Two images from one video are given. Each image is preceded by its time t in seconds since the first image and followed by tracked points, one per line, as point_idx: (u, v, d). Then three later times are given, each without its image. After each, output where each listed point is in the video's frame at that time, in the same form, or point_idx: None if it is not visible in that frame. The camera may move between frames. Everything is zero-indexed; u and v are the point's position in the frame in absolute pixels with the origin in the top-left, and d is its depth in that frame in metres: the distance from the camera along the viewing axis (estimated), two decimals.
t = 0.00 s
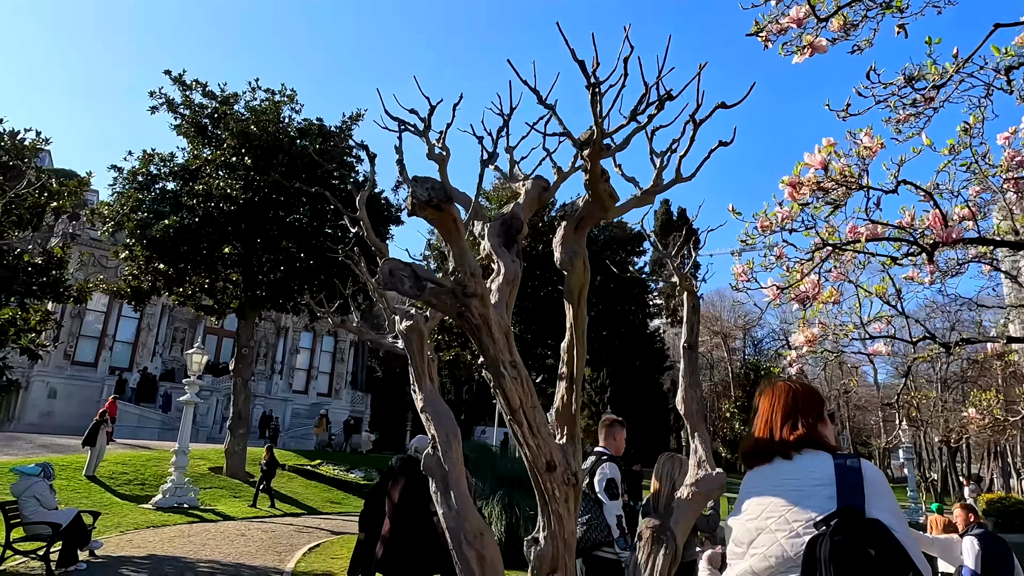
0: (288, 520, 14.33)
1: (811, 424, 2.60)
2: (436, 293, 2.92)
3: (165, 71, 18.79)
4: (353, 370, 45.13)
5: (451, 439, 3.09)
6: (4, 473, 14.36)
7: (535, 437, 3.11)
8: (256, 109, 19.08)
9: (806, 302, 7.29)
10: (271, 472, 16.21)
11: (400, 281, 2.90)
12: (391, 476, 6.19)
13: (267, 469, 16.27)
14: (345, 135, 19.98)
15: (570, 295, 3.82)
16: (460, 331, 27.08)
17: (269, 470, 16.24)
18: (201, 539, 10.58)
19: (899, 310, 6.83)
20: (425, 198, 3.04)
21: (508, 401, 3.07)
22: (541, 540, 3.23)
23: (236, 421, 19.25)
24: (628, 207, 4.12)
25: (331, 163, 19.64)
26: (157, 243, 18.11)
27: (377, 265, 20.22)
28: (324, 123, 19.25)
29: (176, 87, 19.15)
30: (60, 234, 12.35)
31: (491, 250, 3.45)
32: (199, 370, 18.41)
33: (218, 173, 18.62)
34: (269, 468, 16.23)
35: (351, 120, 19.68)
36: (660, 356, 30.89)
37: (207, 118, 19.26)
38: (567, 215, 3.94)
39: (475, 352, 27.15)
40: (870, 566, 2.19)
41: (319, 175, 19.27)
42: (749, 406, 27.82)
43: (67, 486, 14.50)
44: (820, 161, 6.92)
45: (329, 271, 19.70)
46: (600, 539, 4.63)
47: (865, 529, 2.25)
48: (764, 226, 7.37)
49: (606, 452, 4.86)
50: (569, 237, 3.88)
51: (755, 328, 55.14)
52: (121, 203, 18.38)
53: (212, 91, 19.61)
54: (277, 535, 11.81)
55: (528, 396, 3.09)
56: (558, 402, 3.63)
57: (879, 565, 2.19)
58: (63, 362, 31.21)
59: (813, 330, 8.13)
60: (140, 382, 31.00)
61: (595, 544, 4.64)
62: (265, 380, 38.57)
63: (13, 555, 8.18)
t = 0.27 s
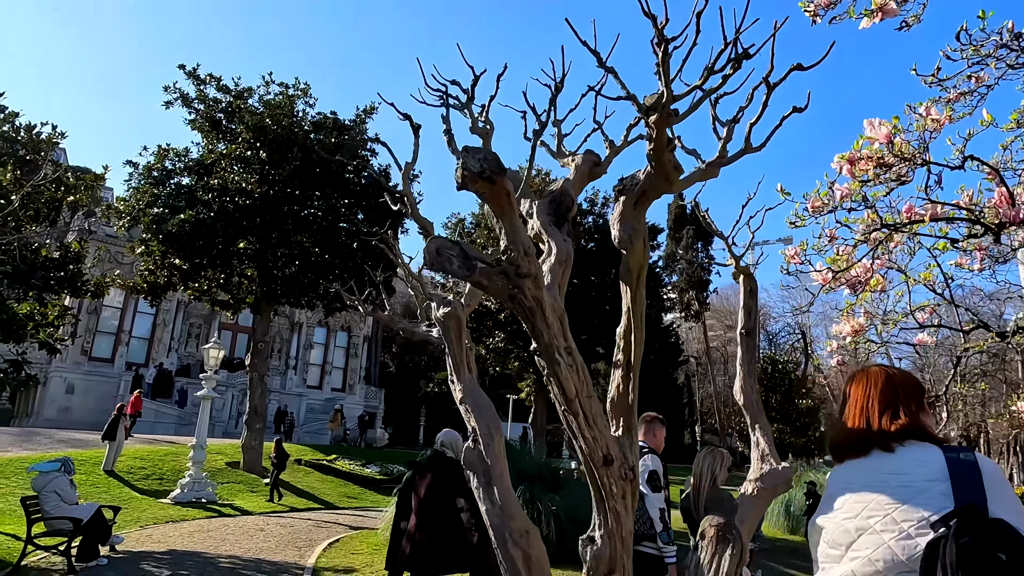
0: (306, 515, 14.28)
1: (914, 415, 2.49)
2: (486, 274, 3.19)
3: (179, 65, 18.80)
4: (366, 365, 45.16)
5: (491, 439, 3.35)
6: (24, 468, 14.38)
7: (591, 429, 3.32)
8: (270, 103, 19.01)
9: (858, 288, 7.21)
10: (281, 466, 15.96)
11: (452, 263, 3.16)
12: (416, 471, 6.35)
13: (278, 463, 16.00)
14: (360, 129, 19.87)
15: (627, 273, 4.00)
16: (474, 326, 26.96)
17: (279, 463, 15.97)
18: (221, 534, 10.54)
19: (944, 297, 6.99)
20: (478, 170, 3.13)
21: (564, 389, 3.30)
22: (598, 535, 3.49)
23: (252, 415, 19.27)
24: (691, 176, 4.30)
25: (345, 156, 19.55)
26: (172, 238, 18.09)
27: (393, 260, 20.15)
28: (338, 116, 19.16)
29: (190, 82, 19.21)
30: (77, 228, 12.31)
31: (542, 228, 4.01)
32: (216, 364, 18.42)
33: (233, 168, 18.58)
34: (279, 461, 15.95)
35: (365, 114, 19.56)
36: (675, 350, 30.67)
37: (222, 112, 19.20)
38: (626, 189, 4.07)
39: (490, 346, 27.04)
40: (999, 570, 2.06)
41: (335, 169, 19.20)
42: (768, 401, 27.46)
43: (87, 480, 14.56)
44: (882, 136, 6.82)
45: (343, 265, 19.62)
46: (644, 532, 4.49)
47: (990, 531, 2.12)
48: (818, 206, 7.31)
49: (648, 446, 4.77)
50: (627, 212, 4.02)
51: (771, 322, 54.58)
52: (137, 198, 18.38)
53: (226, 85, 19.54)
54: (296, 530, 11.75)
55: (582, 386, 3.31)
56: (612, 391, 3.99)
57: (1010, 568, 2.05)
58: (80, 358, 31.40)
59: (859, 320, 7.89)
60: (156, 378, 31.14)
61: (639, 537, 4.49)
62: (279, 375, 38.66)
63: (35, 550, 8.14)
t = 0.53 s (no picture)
0: (323, 511, 14.24)
1: None
2: (533, 263, 3.24)
3: (192, 61, 18.75)
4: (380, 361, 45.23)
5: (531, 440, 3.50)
6: (42, 464, 14.42)
7: (647, 432, 3.35)
8: (284, 98, 18.94)
9: (910, 278, 7.14)
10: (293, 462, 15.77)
11: (497, 250, 3.26)
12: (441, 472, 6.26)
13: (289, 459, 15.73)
14: (373, 123, 19.78)
15: (686, 260, 3.78)
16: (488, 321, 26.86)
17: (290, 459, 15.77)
18: (239, 531, 10.47)
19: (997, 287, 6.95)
20: (530, 147, 3.14)
21: (622, 390, 3.31)
22: (657, 544, 3.50)
23: (268, 411, 19.27)
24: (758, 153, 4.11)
25: (359, 151, 19.46)
26: (187, 234, 18.07)
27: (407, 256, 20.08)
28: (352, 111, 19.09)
29: (203, 78, 19.16)
30: (93, 224, 12.30)
31: (589, 214, 4.01)
32: (232, 361, 18.41)
33: (248, 163, 18.54)
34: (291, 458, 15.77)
35: (378, 108, 19.48)
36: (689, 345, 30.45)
37: (235, 107, 19.15)
38: (687, 170, 3.86)
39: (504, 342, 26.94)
40: None
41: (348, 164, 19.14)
42: (785, 396, 27.21)
43: (105, 477, 14.59)
44: (949, 112, 6.60)
45: (357, 260, 19.52)
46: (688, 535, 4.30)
47: None
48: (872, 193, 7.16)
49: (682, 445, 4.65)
50: (687, 194, 3.84)
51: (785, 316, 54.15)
52: (151, 194, 18.37)
53: (239, 80, 19.49)
54: (314, 527, 11.69)
55: (639, 387, 3.32)
56: (670, 388, 3.87)
57: None
58: (96, 355, 31.58)
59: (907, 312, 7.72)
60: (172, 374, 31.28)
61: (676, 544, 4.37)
62: (293, 371, 38.77)
63: (55, 547, 8.09)
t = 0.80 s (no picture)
0: (340, 507, 14.21)
1: None
2: (588, 243, 3.18)
3: (206, 56, 18.69)
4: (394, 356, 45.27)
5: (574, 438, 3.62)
6: (62, 459, 14.48)
7: (708, 426, 3.28)
8: (298, 92, 18.85)
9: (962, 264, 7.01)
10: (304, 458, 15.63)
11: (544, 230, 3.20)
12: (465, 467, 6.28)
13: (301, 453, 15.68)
14: (387, 117, 19.66)
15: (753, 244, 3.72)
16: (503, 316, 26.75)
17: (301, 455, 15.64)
18: (258, 526, 10.42)
19: None
20: (587, 117, 3.06)
21: (681, 380, 3.27)
22: (717, 545, 3.40)
23: (284, 407, 19.28)
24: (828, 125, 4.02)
25: (372, 146, 19.36)
26: (203, 230, 18.08)
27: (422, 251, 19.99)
28: (366, 105, 18.98)
29: (217, 73, 19.10)
30: (110, 220, 12.27)
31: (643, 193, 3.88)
32: (249, 356, 18.41)
33: (262, 158, 18.49)
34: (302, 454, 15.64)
35: (392, 101, 19.37)
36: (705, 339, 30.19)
37: (249, 102, 19.08)
38: (753, 142, 3.79)
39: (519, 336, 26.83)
40: None
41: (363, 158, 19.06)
42: (803, 390, 26.93)
43: (124, 473, 14.62)
44: (1020, 88, 6.31)
45: (372, 255, 19.46)
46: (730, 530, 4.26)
47: None
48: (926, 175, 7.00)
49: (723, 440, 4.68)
50: (752, 169, 3.79)
51: (801, 309, 53.63)
52: (167, 190, 18.36)
53: (253, 75, 19.42)
54: (333, 523, 11.63)
55: (699, 377, 3.29)
56: (730, 379, 3.77)
57: None
58: (114, 351, 31.79)
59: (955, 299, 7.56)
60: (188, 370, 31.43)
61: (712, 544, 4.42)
62: (308, 366, 38.88)
63: (76, 543, 8.08)
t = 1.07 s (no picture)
0: (359, 502, 14.17)
1: None
2: (660, 221, 3.05)
3: (221, 51, 18.63)
4: (408, 352, 45.33)
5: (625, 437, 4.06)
6: (82, 456, 14.52)
7: (787, 420, 3.32)
8: (312, 86, 18.74)
9: None
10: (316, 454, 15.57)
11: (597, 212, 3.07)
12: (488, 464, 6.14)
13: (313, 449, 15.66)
14: (401, 111, 19.54)
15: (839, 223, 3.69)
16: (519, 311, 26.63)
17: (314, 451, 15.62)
18: (278, 523, 10.35)
19: None
20: (664, 78, 2.99)
21: (761, 370, 3.26)
22: (793, 528, 3.56)
23: (301, 403, 19.26)
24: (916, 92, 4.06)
25: (387, 140, 19.27)
26: (219, 226, 18.06)
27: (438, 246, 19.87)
28: (380, 99, 18.86)
29: (231, 68, 19.04)
30: (127, 216, 12.21)
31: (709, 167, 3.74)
32: (266, 352, 18.40)
33: (277, 153, 18.43)
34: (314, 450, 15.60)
35: (407, 95, 19.23)
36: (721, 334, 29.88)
37: (264, 98, 18.99)
38: (840, 108, 3.70)
39: (534, 331, 26.70)
40: None
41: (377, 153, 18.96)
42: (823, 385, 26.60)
43: (143, 468, 14.64)
44: None
45: (386, 250, 19.40)
46: (769, 525, 4.61)
47: None
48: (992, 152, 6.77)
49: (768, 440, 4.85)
50: (839, 134, 3.72)
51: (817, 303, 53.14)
52: (183, 186, 18.33)
53: (267, 70, 19.34)
54: (353, 519, 11.56)
55: (779, 367, 3.31)
56: (806, 371, 3.72)
57: None
58: (131, 348, 31.96)
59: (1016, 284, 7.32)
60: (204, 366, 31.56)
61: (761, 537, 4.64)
62: (324, 363, 38.94)
63: (98, 540, 8.03)
